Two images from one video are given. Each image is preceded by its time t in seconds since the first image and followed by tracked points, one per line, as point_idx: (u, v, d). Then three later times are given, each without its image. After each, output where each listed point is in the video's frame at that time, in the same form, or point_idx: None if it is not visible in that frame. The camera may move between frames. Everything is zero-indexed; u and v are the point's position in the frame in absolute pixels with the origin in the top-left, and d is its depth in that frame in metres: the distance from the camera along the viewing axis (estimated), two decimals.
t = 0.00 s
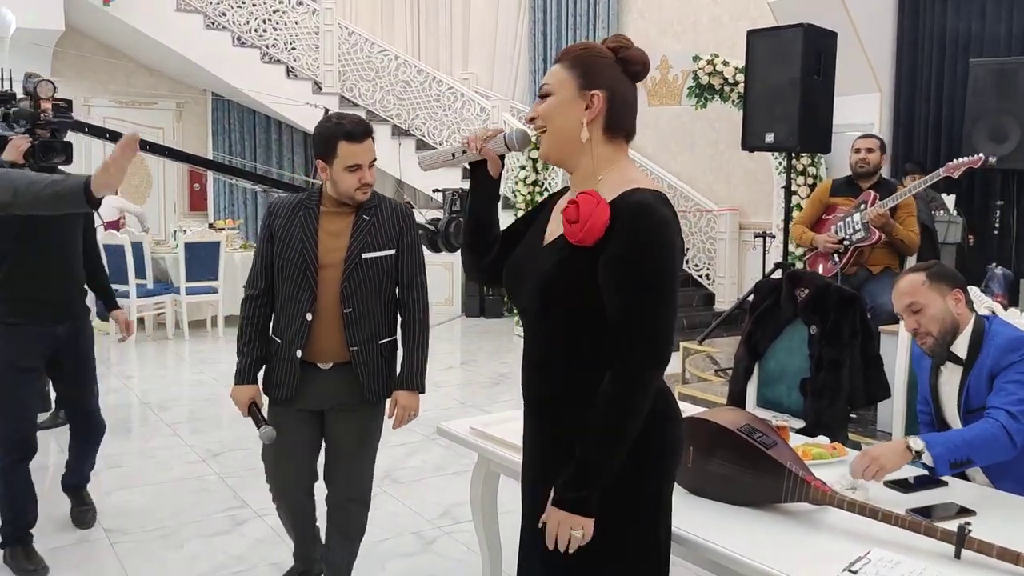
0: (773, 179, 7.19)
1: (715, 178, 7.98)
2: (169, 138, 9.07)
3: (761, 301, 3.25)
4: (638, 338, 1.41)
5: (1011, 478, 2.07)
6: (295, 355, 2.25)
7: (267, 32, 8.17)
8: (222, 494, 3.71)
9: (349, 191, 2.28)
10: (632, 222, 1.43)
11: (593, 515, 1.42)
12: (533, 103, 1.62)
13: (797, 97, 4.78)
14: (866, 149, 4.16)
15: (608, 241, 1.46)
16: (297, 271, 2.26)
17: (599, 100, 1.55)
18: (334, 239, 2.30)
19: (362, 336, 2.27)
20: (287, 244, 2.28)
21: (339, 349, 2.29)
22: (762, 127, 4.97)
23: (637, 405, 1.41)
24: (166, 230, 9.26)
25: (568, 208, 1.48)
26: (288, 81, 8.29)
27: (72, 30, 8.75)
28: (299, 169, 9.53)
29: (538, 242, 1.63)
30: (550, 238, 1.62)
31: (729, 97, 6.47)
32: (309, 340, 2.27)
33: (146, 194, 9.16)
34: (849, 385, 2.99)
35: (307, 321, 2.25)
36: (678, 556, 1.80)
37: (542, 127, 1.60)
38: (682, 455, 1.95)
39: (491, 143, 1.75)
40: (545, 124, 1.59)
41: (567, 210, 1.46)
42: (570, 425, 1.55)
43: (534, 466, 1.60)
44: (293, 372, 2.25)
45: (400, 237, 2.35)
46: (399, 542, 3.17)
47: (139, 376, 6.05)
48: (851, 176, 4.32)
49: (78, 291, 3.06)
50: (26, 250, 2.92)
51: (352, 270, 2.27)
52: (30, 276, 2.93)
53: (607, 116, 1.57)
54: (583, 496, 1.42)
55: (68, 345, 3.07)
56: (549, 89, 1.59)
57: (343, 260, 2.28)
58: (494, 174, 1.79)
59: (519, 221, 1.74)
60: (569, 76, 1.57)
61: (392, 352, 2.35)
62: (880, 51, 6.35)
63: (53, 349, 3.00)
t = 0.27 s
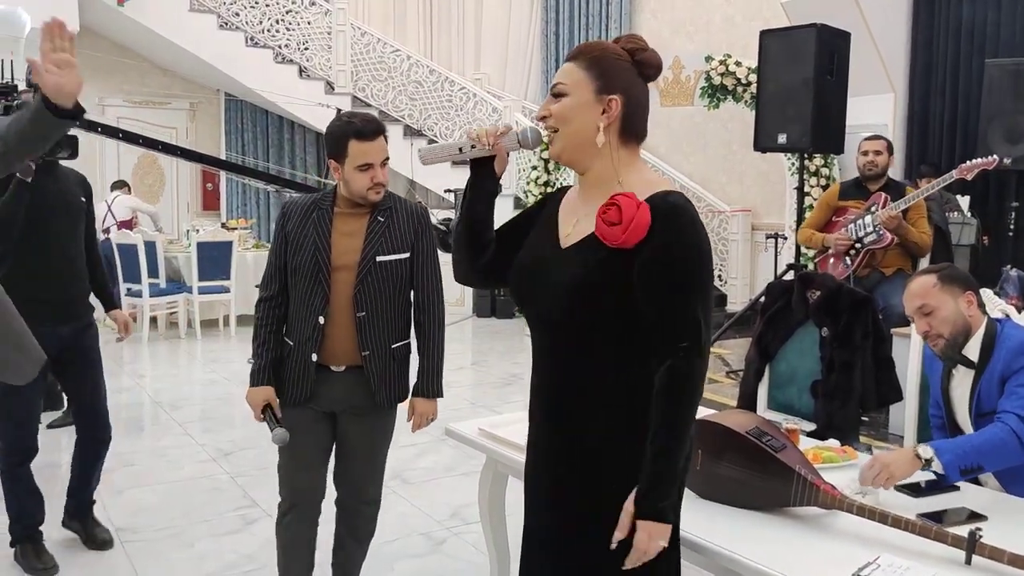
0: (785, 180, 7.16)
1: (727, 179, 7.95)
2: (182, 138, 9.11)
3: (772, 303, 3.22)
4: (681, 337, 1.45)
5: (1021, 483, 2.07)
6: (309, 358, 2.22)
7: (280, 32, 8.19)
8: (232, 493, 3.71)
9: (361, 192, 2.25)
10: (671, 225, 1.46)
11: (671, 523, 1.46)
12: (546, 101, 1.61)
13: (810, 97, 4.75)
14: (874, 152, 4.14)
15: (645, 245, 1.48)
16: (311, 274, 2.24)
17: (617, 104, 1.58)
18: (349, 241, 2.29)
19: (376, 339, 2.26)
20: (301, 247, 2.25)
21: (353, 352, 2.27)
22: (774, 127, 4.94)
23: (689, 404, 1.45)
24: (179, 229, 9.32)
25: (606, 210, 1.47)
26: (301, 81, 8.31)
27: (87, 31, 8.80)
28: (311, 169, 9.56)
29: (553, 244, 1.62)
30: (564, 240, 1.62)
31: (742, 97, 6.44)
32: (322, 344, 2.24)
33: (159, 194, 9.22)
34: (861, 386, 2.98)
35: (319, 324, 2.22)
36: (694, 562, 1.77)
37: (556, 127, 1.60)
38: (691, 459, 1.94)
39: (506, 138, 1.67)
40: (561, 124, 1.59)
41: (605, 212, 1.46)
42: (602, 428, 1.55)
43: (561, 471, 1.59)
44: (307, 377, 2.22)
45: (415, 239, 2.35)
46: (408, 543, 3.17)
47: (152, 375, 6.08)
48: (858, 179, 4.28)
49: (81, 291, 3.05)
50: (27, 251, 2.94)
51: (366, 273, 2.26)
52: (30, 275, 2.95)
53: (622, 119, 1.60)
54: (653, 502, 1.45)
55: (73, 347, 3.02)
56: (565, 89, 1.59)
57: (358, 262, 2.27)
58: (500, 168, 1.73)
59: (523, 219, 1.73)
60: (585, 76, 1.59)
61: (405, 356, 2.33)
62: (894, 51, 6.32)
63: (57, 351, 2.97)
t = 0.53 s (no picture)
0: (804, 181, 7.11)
1: (745, 179, 7.91)
2: (202, 137, 9.19)
3: (783, 304, 3.12)
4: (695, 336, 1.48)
5: None
6: (320, 363, 2.21)
7: (299, 32, 8.23)
8: (244, 490, 3.74)
9: (367, 193, 2.26)
10: (683, 227, 1.50)
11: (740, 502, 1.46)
12: (554, 103, 1.62)
13: (826, 98, 4.72)
14: (890, 157, 4.10)
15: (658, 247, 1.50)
16: (320, 277, 2.24)
17: (627, 111, 1.60)
18: (357, 243, 2.29)
19: (387, 342, 2.26)
20: (308, 249, 2.25)
21: (365, 355, 2.26)
22: (790, 128, 4.91)
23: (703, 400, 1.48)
24: (199, 228, 9.40)
25: (622, 212, 1.49)
26: (319, 81, 8.35)
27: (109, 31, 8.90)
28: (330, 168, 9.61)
29: (560, 248, 1.62)
30: (571, 243, 1.62)
31: (760, 97, 6.41)
32: (333, 348, 2.24)
33: (179, 192, 9.30)
34: (871, 390, 3.04)
35: (331, 329, 2.22)
36: (702, 569, 1.76)
37: (563, 129, 1.61)
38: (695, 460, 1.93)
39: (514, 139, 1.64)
40: (568, 125, 1.60)
41: (619, 215, 1.49)
42: (613, 425, 1.58)
43: (568, 467, 1.61)
44: (317, 382, 2.21)
45: (423, 240, 2.36)
46: (417, 542, 3.18)
47: (170, 372, 6.14)
48: (873, 180, 4.24)
49: (98, 292, 3.08)
50: (44, 248, 2.98)
51: (376, 276, 2.26)
52: (47, 273, 2.99)
53: (631, 125, 1.62)
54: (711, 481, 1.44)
55: (91, 347, 3.07)
56: (574, 92, 1.60)
57: (368, 263, 2.27)
58: (506, 167, 1.69)
59: (523, 219, 1.72)
60: (594, 79, 1.59)
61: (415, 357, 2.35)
62: (915, 51, 6.26)
63: (74, 350, 3.01)
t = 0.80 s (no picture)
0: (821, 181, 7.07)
1: (763, 179, 7.88)
2: (223, 135, 9.31)
3: (785, 305, 3.17)
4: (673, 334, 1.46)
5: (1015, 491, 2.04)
6: (313, 359, 2.24)
7: (319, 32, 8.31)
8: (252, 483, 3.80)
9: (346, 187, 2.29)
10: (660, 226, 1.48)
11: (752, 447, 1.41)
12: (537, 100, 1.63)
13: (839, 97, 4.70)
14: (898, 158, 4.07)
15: (636, 242, 1.49)
16: (310, 274, 2.27)
17: (611, 107, 1.60)
18: (344, 240, 2.33)
19: (379, 336, 2.30)
20: (296, 248, 2.27)
21: (357, 351, 2.30)
22: (802, 128, 4.89)
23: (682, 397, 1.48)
24: (220, 225, 9.53)
25: (597, 214, 1.47)
26: (338, 80, 8.42)
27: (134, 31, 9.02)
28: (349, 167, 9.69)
29: (540, 246, 1.62)
30: (550, 241, 1.63)
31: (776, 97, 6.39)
32: (325, 345, 2.27)
33: (200, 189, 9.43)
34: (870, 390, 3.04)
35: (324, 324, 2.25)
36: (680, 565, 1.77)
37: (547, 126, 1.61)
38: (679, 457, 1.94)
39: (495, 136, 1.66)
40: (553, 123, 1.60)
41: (596, 214, 1.47)
42: (590, 421, 1.58)
43: (548, 466, 1.61)
44: (310, 377, 2.24)
45: (410, 234, 2.41)
46: (418, 536, 3.22)
47: (187, 367, 6.23)
48: (882, 182, 4.24)
49: (115, 289, 3.13)
50: (59, 244, 3.04)
51: (365, 270, 2.30)
52: (61, 269, 3.05)
53: (613, 123, 1.63)
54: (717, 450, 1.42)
55: (105, 343, 3.14)
56: (558, 89, 1.61)
57: (357, 258, 2.31)
58: (486, 164, 1.73)
59: (503, 215, 1.75)
60: (578, 76, 1.60)
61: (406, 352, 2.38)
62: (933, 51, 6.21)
63: (90, 346, 3.09)
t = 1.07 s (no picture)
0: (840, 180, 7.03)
1: (781, 178, 7.86)
2: (247, 133, 9.45)
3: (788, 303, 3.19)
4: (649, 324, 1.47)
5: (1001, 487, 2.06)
6: (293, 350, 2.30)
7: (341, 31, 8.40)
8: (262, 474, 3.87)
9: (314, 178, 2.35)
10: (636, 217, 1.52)
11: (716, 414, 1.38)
12: (520, 98, 1.66)
13: (851, 96, 4.69)
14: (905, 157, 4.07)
15: (611, 233, 1.52)
16: (290, 265, 2.32)
17: (591, 107, 1.63)
18: (326, 231, 2.38)
19: (360, 328, 2.34)
20: (278, 241, 2.34)
21: (340, 343, 2.35)
22: (815, 126, 4.89)
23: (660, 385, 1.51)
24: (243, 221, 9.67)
25: (572, 203, 1.51)
26: (359, 78, 8.52)
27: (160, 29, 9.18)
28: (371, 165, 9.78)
29: (522, 239, 1.66)
30: (532, 233, 1.66)
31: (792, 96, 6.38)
32: (303, 333, 2.32)
33: (224, 186, 9.58)
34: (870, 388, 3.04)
35: (302, 313, 2.30)
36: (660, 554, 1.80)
37: (528, 123, 1.64)
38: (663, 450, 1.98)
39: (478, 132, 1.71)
40: (535, 120, 1.63)
41: (572, 205, 1.51)
42: (576, 418, 1.61)
43: (534, 458, 1.64)
44: (291, 369, 2.30)
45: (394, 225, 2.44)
46: (421, 527, 3.27)
47: (207, 360, 6.34)
48: (891, 181, 4.25)
49: (131, 281, 3.22)
50: (75, 237, 3.12)
51: (347, 262, 2.35)
52: (78, 262, 3.13)
53: (593, 121, 1.66)
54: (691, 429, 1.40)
55: (121, 335, 3.22)
56: (541, 87, 1.63)
57: (340, 249, 2.36)
58: (468, 160, 1.78)
59: (491, 209, 1.80)
60: (562, 75, 1.63)
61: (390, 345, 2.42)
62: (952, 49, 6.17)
63: (107, 336, 3.17)
